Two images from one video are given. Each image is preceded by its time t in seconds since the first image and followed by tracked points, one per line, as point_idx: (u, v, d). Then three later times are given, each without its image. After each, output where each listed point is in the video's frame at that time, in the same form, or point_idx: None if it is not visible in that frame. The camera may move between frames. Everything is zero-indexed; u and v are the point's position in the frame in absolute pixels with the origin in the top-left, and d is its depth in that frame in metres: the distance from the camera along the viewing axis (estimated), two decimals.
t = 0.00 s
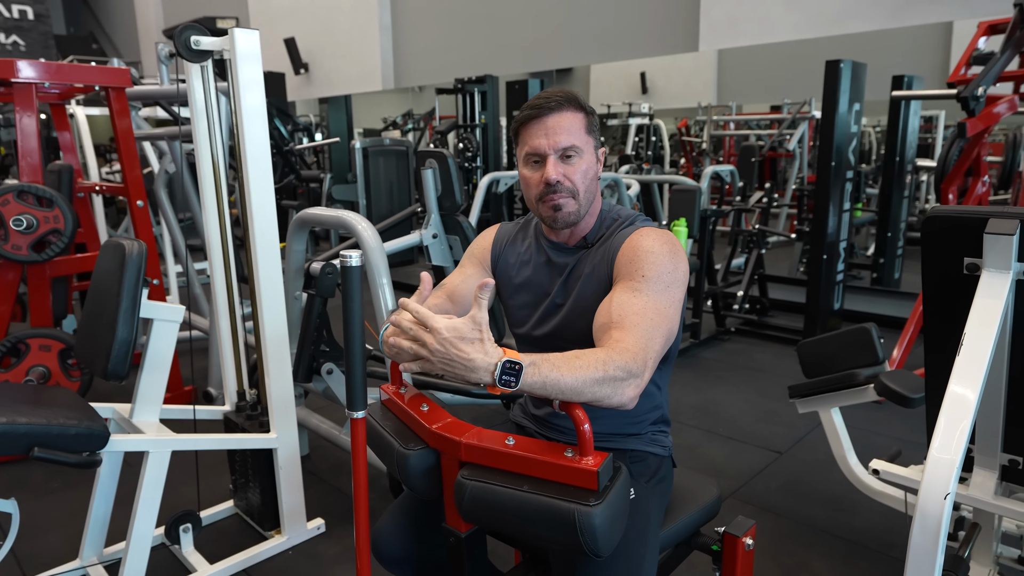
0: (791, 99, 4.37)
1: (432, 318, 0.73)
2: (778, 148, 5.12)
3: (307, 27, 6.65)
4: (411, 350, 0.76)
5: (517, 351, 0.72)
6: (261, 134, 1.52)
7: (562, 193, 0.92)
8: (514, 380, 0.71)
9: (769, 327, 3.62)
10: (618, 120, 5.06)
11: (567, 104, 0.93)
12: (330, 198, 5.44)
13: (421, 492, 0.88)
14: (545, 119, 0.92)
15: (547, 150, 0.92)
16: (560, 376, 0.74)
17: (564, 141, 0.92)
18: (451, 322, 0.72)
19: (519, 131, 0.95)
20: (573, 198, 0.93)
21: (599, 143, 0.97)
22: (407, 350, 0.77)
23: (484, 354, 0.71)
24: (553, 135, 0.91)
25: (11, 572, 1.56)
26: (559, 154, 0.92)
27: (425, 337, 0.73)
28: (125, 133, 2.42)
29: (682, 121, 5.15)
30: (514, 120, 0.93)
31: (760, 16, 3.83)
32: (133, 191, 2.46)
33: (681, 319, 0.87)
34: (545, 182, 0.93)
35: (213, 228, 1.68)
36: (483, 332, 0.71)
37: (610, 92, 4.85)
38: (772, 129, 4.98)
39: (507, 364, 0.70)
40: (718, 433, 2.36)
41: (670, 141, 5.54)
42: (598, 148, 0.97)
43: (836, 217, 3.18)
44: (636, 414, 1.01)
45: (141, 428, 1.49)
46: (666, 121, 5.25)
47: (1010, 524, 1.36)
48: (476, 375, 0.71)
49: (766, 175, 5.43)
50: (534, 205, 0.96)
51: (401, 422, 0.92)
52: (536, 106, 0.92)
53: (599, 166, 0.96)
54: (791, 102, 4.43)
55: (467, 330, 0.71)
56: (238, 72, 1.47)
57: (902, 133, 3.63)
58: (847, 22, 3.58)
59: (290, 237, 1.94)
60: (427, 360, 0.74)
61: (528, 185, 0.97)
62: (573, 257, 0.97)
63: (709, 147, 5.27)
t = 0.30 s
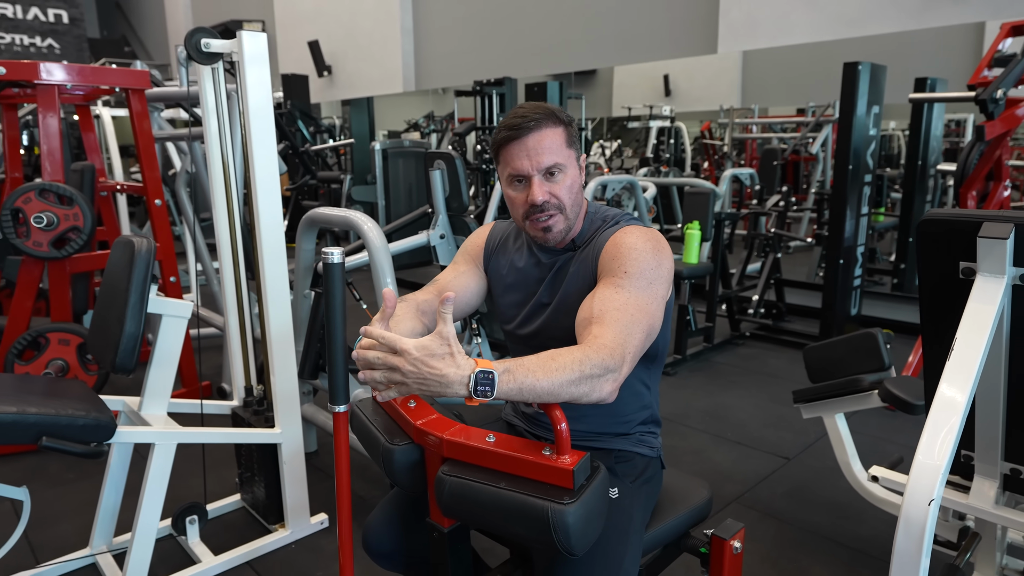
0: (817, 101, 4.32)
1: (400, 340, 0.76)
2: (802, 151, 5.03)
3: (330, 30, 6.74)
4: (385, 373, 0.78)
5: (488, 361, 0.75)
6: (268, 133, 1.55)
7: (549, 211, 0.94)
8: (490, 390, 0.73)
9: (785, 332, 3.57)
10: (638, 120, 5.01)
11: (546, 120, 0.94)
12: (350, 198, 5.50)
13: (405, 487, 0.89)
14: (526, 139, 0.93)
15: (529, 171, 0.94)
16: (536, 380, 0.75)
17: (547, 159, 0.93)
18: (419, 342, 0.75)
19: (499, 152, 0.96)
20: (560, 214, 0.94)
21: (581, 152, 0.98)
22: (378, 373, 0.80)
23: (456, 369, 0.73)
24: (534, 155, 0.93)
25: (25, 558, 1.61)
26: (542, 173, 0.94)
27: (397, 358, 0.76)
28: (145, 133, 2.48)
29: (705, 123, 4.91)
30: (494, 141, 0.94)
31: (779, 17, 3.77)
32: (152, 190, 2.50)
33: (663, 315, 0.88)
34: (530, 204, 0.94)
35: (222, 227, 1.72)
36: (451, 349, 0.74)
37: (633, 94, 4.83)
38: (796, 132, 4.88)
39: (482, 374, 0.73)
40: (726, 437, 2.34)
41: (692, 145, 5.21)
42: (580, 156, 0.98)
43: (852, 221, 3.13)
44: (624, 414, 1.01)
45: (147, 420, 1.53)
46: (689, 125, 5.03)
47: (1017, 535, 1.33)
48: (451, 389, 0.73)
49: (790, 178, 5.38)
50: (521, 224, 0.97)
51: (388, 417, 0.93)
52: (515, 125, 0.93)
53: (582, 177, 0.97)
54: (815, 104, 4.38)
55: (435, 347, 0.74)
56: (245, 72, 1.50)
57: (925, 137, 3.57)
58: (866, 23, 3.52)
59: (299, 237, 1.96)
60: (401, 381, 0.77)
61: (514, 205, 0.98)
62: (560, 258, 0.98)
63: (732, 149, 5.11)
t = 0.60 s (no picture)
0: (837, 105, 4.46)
1: (399, 336, 0.76)
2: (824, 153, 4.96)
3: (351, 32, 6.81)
4: (384, 369, 0.80)
5: (485, 358, 0.77)
6: (282, 133, 1.57)
7: (551, 215, 0.94)
8: (486, 387, 0.74)
9: (802, 337, 3.52)
10: (658, 123, 5.26)
11: (548, 122, 0.94)
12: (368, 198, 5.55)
13: (406, 481, 0.90)
14: (527, 142, 0.94)
15: (532, 175, 0.95)
16: (533, 379, 0.75)
17: (549, 162, 0.94)
18: (418, 338, 0.75)
19: (502, 155, 0.97)
20: (562, 216, 0.95)
21: (583, 155, 0.99)
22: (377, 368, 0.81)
23: (455, 367, 0.75)
24: (536, 159, 0.94)
25: (44, 547, 1.65)
26: (544, 176, 0.94)
27: (396, 355, 0.77)
28: (166, 132, 2.53)
29: (726, 125, 5.19)
30: (496, 145, 0.95)
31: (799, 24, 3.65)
32: (172, 188, 2.54)
33: (664, 314, 0.88)
34: (532, 206, 0.95)
35: (238, 224, 1.75)
36: (450, 346, 0.75)
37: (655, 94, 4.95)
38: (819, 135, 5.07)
39: (478, 370, 0.74)
40: (739, 441, 2.32)
41: (712, 147, 5.49)
42: (583, 159, 0.99)
43: (871, 225, 3.09)
44: (626, 413, 1.01)
45: (162, 413, 1.56)
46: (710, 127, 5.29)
47: None
48: (449, 386, 0.75)
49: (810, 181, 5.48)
50: (524, 226, 0.98)
51: (391, 412, 0.94)
52: (517, 129, 0.94)
53: (585, 180, 0.98)
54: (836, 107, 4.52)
55: (434, 345, 0.75)
56: (260, 72, 1.53)
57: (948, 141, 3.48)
58: (888, 26, 3.40)
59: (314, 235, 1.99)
60: (400, 376, 0.78)
61: (517, 208, 0.99)
62: (562, 259, 0.99)
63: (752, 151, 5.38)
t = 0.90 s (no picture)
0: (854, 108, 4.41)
1: (399, 339, 0.75)
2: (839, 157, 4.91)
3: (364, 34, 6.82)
4: (385, 375, 0.78)
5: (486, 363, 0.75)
6: (288, 133, 1.57)
7: (556, 217, 0.93)
8: (487, 391, 0.72)
9: (815, 342, 3.47)
10: (672, 125, 5.22)
11: (555, 124, 0.93)
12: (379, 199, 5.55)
13: (406, 486, 0.89)
14: (533, 144, 0.93)
15: (537, 176, 0.93)
16: (534, 384, 0.74)
17: (555, 164, 0.93)
18: (417, 342, 0.74)
19: (507, 157, 0.96)
20: (567, 219, 0.94)
21: (590, 157, 0.97)
22: (377, 374, 0.79)
23: (454, 370, 0.73)
24: (542, 160, 0.92)
25: (50, 544, 1.66)
26: (550, 178, 0.93)
27: (396, 359, 0.75)
28: (177, 132, 2.53)
29: (740, 127, 5.12)
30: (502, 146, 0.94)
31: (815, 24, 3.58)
32: (183, 189, 2.55)
33: (670, 320, 0.86)
34: (537, 208, 0.94)
35: (246, 226, 1.75)
36: (449, 349, 0.73)
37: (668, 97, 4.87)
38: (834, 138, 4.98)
39: (479, 375, 0.72)
40: (748, 447, 2.29)
41: (725, 150, 5.46)
42: (590, 162, 0.97)
43: (886, 229, 3.03)
44: (632, 419, 0.99)
45: (166, 413, 1.56)
46: (723, 129, 5.23)
47: None
48: (448, 391, 0.73)
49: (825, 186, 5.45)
50: (528, 228, 0.96)
51: (392, 416, 0.93)
52: (523, 130, 0.93)
53: (592, 183, 0.96)
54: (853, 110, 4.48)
55: (433, 348, 0.73)
56: (268, 74, 1.52)
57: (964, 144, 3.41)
58: (904, 28, 3.32)
59: (322, 234, 1.98)
60: (400, 381, 0.76)
61: (522, 210, 0.98)
62: (567, 262, 0.97)
63: (766, 155, 5.32)
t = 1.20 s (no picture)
0: (865, 109, 4.20)
1: (391, 339, 0.72)
2: (849, 160, 4.82)
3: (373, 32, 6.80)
4: (373, 379, 0.75)
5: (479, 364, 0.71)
6: (286, 128, 1.53)
7: (556, 215, 0.89)
8: (479, 395, 0.68)
9: (822, 346, 3.41)
10: (681, 126, 5.15)
11: (557, 116, 0.89)
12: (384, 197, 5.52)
13: (396, 493, 0.85)
14: (533, 137, 0.89)
15: (537, 170, 0.89)
16: (529, 390, 0.70)
17: (556, 159, 0.89)
18: (409, 341, 0.71)
19: (507, 150, 0.92)
20: (569, 217, 0.90)
21: (593, 152, 0.93)
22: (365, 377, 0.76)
23: (444, 372, 0.69)
24: (542, 154, 0.88)
25: (40, 542, 1.63)
26: (550, 173, 0.89)
27: (386, 359, 0.72)
28: (178, 127, 2.51)
29: (749, 129, 5.00)
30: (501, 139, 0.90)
31: (826, 23, 3.64)
32: (184, 183, 2.50)
33: (673, 326, 0.82)
34: (538, 204, 0.90)
35: (241, 223, 1.71)
36: (441, 351, 0.70)
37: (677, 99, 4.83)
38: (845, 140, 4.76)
39: (471, 377, 0.68)
40: (753, 454, 2.24)
41: (734, 152, 5.36)
42: (592, 158, 0.93)
43: (897, 233, 2.98)
44: (633, 426, 0.95)
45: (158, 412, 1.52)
46: (732, 131, 5.16)
47: None
48: (438, 393, 0.69)
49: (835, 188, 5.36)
50: (529, 225, 0.93)
51: (383, 420, 0.89)
52: (523, 122, 0.89)
53: (594, 180, 0.92)
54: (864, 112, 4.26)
55: (424, 347, 0.70)
56: (266, 69, 1.49)
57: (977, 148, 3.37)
58: (918, 29, 3.36)
59: (322, 231, 1.94)
60: (388, 384, 0.74)
61: (522, 206, 0.94)
62: (568, 262, 0.93)
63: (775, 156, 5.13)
